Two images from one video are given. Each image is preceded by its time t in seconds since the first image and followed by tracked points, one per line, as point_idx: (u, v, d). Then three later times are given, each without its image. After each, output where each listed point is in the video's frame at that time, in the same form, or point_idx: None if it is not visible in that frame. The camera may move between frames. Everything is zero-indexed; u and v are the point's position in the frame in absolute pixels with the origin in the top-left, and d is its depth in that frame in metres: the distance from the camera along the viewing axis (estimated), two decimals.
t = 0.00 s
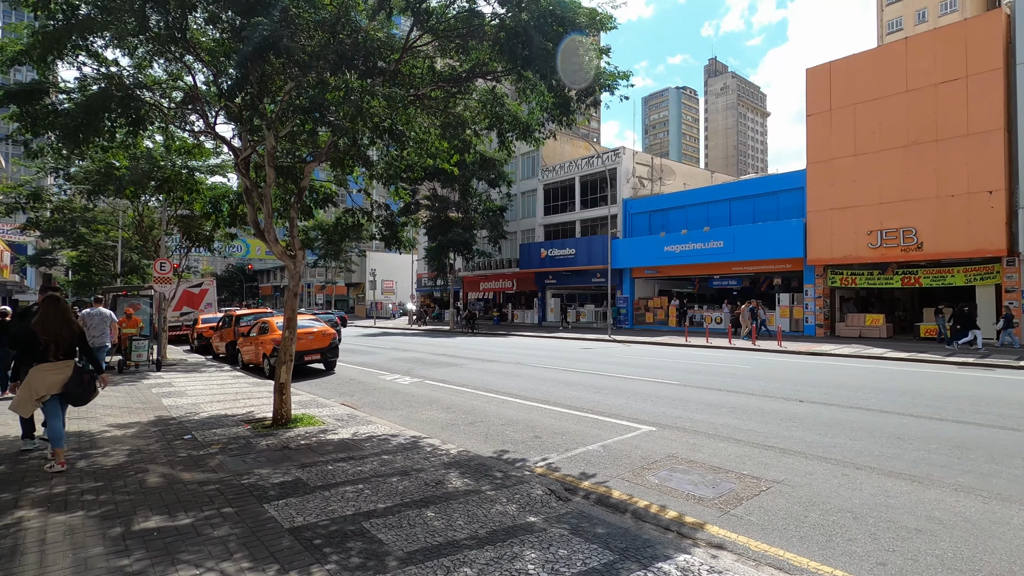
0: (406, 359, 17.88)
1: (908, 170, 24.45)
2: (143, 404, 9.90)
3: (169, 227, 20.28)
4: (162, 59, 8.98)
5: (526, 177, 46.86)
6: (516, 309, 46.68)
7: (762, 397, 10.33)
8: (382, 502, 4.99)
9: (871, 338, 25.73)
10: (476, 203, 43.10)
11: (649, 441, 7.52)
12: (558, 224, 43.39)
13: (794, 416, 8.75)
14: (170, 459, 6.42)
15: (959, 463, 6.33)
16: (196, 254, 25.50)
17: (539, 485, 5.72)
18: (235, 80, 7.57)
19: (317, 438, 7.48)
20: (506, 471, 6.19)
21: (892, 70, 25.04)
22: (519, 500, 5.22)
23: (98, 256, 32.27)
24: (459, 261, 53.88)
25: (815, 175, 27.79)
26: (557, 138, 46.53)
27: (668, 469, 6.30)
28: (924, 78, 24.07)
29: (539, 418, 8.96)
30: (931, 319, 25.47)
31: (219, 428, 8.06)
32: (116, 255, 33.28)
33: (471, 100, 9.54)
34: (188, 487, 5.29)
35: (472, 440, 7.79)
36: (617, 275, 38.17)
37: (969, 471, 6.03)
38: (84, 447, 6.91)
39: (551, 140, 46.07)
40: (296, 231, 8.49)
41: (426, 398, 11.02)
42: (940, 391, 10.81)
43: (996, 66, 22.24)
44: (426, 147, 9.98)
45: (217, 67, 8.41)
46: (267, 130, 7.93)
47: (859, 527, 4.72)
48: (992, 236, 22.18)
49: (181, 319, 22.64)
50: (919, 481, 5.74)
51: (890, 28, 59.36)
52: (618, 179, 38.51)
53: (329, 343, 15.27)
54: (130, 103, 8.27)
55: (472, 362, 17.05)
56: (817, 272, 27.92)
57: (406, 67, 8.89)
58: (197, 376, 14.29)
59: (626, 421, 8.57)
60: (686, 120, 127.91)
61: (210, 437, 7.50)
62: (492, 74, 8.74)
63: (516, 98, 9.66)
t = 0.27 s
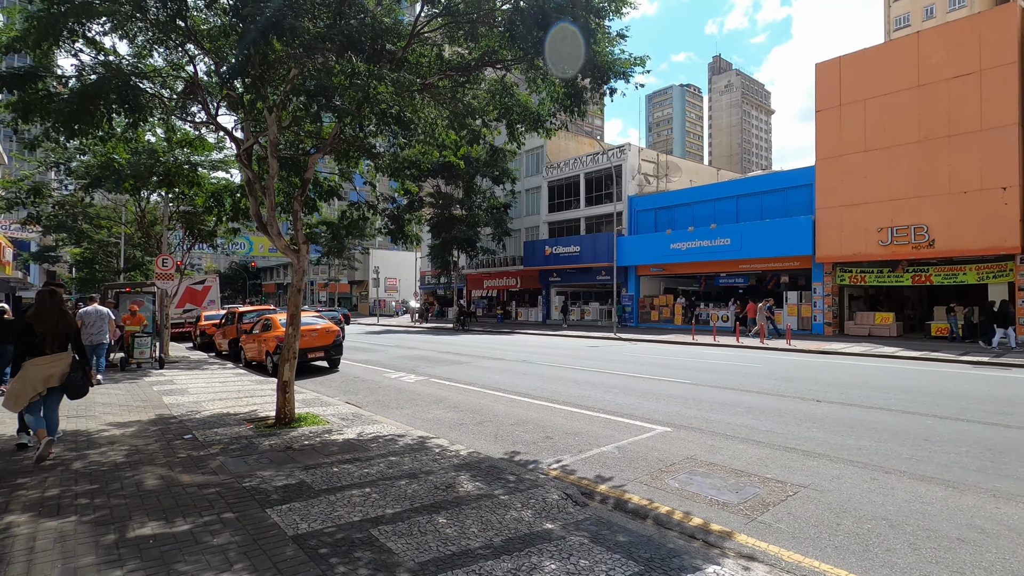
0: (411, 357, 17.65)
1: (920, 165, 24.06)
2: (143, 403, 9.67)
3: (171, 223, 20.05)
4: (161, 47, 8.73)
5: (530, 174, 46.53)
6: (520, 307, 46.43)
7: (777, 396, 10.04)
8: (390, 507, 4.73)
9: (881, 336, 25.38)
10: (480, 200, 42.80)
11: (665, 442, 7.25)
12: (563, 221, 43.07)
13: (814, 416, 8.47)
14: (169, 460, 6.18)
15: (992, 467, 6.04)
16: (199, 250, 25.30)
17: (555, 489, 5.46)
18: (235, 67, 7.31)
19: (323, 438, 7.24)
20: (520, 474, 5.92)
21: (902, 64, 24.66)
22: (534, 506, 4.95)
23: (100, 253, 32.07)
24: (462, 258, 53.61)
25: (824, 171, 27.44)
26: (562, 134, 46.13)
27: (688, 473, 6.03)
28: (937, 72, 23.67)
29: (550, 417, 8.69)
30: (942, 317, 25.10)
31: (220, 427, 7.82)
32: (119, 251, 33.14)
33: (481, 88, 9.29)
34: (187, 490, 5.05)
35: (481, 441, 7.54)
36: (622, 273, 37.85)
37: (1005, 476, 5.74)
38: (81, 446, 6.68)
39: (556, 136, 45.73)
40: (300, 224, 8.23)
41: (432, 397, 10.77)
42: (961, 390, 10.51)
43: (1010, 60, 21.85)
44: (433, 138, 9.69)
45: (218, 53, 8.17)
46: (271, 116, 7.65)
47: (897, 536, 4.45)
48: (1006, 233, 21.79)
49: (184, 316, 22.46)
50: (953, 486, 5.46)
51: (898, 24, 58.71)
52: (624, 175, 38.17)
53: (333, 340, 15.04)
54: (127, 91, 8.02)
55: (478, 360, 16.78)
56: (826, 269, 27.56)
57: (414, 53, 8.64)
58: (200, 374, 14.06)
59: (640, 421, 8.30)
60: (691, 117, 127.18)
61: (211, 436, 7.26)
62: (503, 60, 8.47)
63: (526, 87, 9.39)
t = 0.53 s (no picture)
0: (420, 355, 17.43)
1: (938, 160, 23.57)
2: (149, 401, 9.47)
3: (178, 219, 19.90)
4: (166, 37, 8.49)
5: (537, 170, 46.18)
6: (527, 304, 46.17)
7: (799, 397, 9.73)
8: (405, 516, 4.49)
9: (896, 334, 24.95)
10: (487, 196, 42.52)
11: (688, 445, 6.96)
12: (571, 217, 42.73)
13: (840, 418, 8.16)
14: (174, 463, 5.95)
15: None
16: (206, 247, 25.17)
17: (577, 496, 5.19)
18: (242, 55, 7.08)
19: (332, 440, 7.00)
20: (539, 479, 5.67)
21: (919, 57, 24.18)
22: (556, 515, 4.69)
23: (108, 249, 32.05)
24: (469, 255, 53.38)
25: (837, 167, 26.99)
26: (570, 130, 45.72)
27: (715, 479, 5.74)
28: (956, 65, 23.15)
29: (566, 419, 8.42)
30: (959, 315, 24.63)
31: (227, 428, 7.60)
32: (126, 247, 33.07)
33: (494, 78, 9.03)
34: (192, 497, 4.82)
35: (496, 443, 7.28)
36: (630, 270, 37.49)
37: None
38: (84, 448, 6.46)
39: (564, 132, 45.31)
40: (307, 219, 7.98)
41: (443, 396, 10.53)
42: (988, 391, 10.16)
43: None
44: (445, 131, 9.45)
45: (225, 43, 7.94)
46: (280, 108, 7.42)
47: (947, 551, 4.15)
48: None
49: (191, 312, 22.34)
50: (999, 496, 5.16)
51: (910, 18, 57.92)
52: (633, 171, 37.75)
53: (340, 338, 14.84)
54: (132, 78, 7.66)
55: (487, 358, 16.54)
56: (840, 266, 27.12)
57: (425, 41, 8.38)
58: (206, 371, 13.87)
59: (659, 423, 8.01)
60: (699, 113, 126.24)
61: (217, 438, 7.03)
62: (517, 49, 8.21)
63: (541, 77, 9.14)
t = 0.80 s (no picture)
0: (429, 353, 17.22)
1: (956, 157, 23.09)
2: (157, 400, 9.30)
3: (186, 216, 19.79)
4: (175, 26, 8.28)
5: (545, 167, 45.89)
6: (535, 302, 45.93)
7: (823, 398, 9.42)
8: (426, 524, 4.26)
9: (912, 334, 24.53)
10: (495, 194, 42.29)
11: (713, 448, 6.70)
12: (579, 215, 42.41)
13: (868, 421, 7.86)
14: (184, 464, 5.74)
15: None
16: (215, 244, 25.08)
17: (604, 502, 4.95)
18: (252, 42, 6.83)
19: (345, 441, 6.79)
20: (562, 484, 5.42)
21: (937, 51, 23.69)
22: (585, 523, 4.44)
23: (118, 246, 32.09)
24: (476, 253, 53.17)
25: (852, 164, 26.57)
26: (580, 127, 45.35)
27: (746, 485, 5.47)
28: (976, 59, 22.65)
29: (584, 419, 8.16)
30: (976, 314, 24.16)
31: (237, 427, 7.41)
32: (134, 244, 33.06)
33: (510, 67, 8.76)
34: (202, 502, 4.60)
35: (513, 445, 7.05)
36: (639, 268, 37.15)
37: None
38: (92, 448, 6.28)
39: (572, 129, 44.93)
40: (319, 215, 7.75)
41: (455, 396, 10.30)
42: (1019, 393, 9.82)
43: None
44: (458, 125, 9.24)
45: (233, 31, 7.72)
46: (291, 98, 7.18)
47: (1008, 566, 3.87)
48: None
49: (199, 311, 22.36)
50: None
51: (922, 14, 57.38)
52: (642, 169, 37.38)
53: (350, 336, 14.66)
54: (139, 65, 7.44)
55: (498, 356, 16.31)
56: (854, 265, 26.70)
57: (439, 28, 8.12)
58: (215, 369, 13.71)
59: (681, 424, 7.75)
60: (706, 111, 125.47)
61: (228, 438, 6.84)
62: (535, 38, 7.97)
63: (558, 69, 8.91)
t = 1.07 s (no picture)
0: (449, 353, 17.07)
1: (994, 152, 22.24)
2: (180, 400, 9.23)
3: (209, 215, 19.90)
4: (198, 22, 8.17)
5: (564, 165, 45.50)
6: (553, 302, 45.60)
7: (863, 404, 9.01)
8: (459, 537, 4.03)
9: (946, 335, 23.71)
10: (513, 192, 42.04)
11: (753, 456, 6.38)
12: (598, 213, 41.96)
13: (916, 428, 7.45)
14: (207, 468, 5.61)
15: None
16: (236, 242, 25.27)
17: (644, 515, 4.68)
18: (276, 34, 6.65)
19: (370, 445, 6.60)
20: (598, 494, 5.16)
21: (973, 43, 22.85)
22: (626, 539, 4.17)
23: (142, 246, 32.52)
24: (494, 252, 53.00)
25: (882, 159, 25.81)
26: (598, 124, 44.90)
27: (794, 498, 5.15)
28: (1014, 50, 21.76)
29: (614, 424, 7.88)
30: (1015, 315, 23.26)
31: (260, 430, 7.27)
32: (158, 243, 33.51)
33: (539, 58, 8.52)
34: (226, 510, 4.43)
35: (542, 450, 6.80)
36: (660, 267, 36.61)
37: None
38: (115, 450, 6.17)
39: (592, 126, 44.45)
40: (343, 212, 7.56)
41: (479, 398, 10.09)
42: None
43: None
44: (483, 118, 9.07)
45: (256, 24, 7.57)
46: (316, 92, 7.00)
47: None
48: None
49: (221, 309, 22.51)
50: None
51: (954, 5, 55.68)
52: (663, 166, 36.80)
53: (371, 335, 14.55)
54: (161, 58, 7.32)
55: (519, 356, 16.09)
56: (884, 264, 25.92)
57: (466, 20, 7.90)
58: (237, 368, 13.69)
59: (717, 431, 7.42)
60: (727, 107, 123.61)
61: (251, 441, 6.70)
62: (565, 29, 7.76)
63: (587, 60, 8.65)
